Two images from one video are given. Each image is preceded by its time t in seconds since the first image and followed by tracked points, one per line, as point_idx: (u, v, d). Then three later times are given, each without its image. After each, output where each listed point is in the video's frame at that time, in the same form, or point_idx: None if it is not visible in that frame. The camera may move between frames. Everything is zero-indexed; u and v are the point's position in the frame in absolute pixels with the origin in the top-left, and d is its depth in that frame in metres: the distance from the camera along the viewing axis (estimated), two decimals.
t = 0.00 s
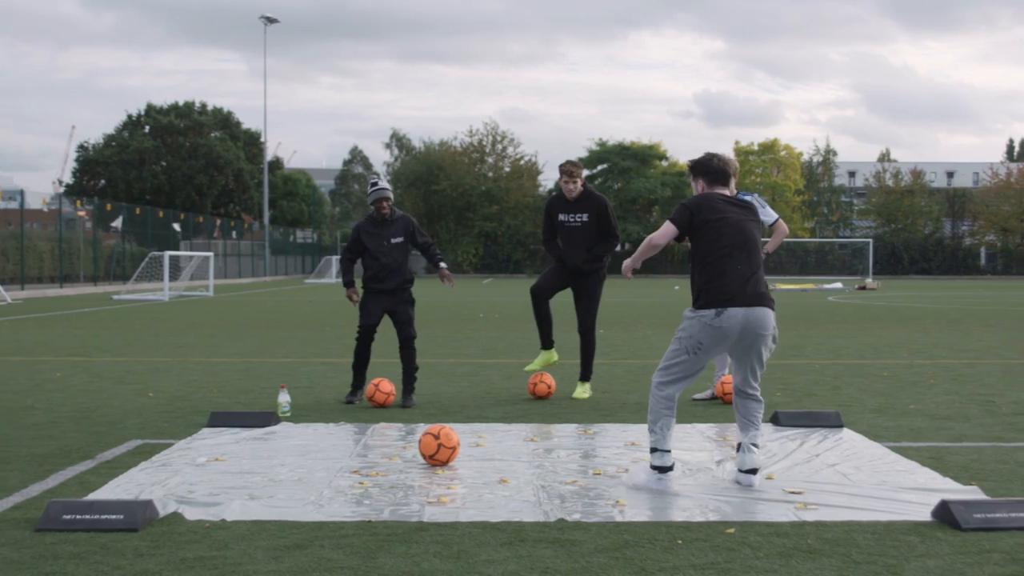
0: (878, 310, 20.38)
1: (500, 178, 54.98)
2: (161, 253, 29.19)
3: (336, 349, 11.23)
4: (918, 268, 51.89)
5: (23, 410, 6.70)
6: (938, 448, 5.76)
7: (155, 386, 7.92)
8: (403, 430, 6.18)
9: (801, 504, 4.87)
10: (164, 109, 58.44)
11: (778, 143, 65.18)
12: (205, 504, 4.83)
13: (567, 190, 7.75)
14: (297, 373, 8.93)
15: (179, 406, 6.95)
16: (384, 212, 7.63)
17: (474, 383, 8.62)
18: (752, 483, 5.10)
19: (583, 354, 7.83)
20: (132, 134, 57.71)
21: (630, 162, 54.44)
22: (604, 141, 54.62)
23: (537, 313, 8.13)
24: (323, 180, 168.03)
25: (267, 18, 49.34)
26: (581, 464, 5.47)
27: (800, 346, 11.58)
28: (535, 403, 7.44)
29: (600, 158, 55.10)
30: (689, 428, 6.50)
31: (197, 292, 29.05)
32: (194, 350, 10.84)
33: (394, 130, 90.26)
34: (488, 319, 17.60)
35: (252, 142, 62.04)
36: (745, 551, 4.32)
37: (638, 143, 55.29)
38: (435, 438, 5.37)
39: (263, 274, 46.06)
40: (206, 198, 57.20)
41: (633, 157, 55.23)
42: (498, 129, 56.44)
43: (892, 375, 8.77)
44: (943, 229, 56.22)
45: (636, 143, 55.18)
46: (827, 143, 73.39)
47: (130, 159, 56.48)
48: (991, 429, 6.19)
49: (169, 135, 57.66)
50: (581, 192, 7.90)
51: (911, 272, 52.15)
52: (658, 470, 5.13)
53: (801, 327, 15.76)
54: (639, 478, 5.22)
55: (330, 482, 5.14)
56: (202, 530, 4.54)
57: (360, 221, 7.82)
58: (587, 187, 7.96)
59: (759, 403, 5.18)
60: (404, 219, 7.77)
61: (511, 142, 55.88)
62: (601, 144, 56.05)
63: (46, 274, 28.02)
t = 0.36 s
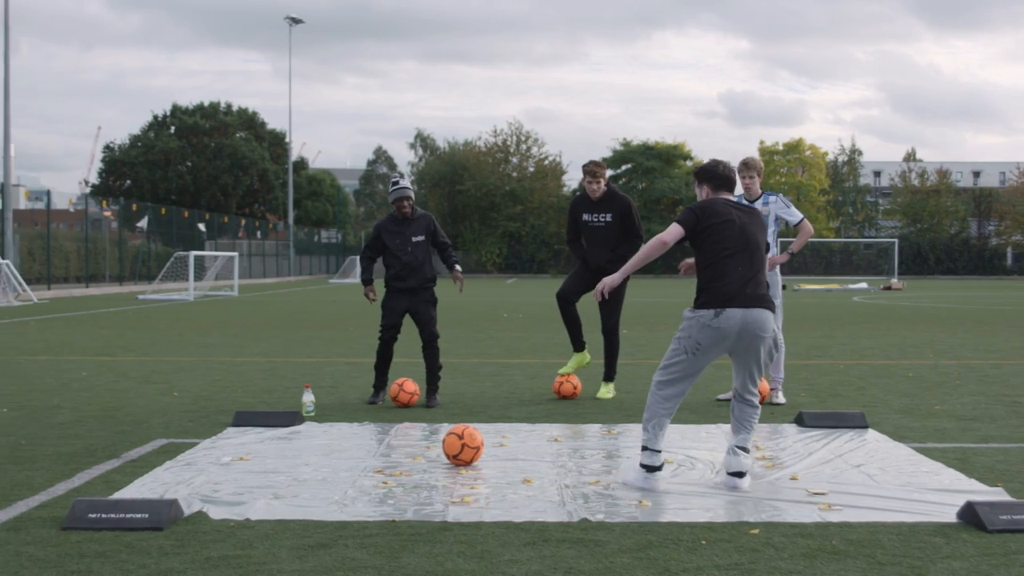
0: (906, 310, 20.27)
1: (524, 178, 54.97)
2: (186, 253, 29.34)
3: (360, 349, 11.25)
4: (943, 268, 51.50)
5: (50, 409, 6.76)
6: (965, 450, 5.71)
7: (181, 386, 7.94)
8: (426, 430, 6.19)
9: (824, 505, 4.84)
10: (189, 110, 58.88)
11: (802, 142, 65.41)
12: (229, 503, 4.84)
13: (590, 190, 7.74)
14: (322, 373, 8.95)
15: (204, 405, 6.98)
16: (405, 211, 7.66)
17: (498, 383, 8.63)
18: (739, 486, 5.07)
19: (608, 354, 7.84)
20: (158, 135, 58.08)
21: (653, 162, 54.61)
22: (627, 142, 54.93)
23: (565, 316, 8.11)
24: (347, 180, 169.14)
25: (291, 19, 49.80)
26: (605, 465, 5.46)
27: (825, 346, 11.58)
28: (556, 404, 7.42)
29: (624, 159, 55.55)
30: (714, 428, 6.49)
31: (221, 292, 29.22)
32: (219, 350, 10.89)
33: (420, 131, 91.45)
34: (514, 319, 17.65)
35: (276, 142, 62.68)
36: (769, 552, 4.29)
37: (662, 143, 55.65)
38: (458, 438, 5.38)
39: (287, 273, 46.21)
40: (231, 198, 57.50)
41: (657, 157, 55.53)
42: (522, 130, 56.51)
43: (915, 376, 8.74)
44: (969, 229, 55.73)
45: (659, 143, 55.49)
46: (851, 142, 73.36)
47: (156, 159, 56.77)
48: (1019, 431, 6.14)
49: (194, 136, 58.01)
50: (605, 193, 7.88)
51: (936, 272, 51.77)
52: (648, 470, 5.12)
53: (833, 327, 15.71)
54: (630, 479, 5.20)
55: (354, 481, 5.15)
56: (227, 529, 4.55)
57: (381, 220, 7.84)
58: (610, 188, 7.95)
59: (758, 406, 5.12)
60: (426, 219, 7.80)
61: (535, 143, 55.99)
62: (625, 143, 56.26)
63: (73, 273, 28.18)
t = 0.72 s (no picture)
0: (916, 309, 20.26)
1: (534, 178, 54.97)
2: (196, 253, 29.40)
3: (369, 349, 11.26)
4: (953, 269, 51.38)
5: (59, 408, 6.78)
6: (974, 450, 5.70)
7: (190, 385, 7.93)
8: (435, 430, 6.20)
9: (834, 506, 4.83)
10: (199, 110, 59.01)
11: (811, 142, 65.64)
12: (238, 503, 4.84)
13: (600, 188, 7.74)
14: (331, 373, 8.95)
15: (213, 405, 6.99)
16: (411, 211, 7.65)
17: (506, 383, 8.64)
18: (731, 485, 5.08)
19: (616, 354, 7.86)
20: (168, 135, 58.23)
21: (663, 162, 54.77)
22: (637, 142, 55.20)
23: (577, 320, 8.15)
24: (358, 180, 169.55)
25: (302, 19, 49.93)
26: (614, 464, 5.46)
27: (835, 347, 11.59)
28: (564, 404, 7.42)
29: (633, 158, 55.83)
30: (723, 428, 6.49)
31: (231, 292, 29.29)
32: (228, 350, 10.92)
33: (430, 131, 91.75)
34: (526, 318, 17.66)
35: (286, 142, 62.66)
36: (778, 553, 4.28)
37: (672, 143, 55.91)
38: (467, 438, 5.38)
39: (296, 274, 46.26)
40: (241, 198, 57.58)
41: (667, 157, 55.71)
42: (532, 129, 56.49)
43: (924, 377, 8.74)
44: (979, 229, 55.56)
45: (669, 143, 55.77)
46: (862, 142, 73.26)
47: (166, 159, 56.95)
48: None
49: (204, 136, 58.13)
50: (614, 192, 7.87)
51: (947, 272, 51.66)
52: (633, 469, 5.16)
53: (845, 326, 15.68)
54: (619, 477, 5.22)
55: (363, 481, 5.14)
56: (235, 529, 4.55)
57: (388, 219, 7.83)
58: (620, 187, 7.93)
59: (743, 406, 5.13)
60: (432, 218, 7.80)
61: (545, 143, 55.98)
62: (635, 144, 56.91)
63: (82, 273, 28.22)
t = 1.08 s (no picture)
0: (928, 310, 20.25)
1: (543, 178, 54.77)
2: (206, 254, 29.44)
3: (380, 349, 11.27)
4: (964, 269, 51.28)
5: (70, 408, 6.80)
6: (985, 452, 5.68)
7: (200, 385, 7.94)
8: (445, 430, 6.20)
9: (844, 506, 4.82)
10: (209, 110, 59.11)
11: (822, 142, 65.79)
12: (249, 502, 4.85)
13: (610, 188, 7.74)
14: (342, 373, 8.96)
15: (223, 405, 7.00)
16: (421, 211, 7.65)
17: (516, 383, 8.65)
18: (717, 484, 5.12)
19: (626, 354, 7.88)
20: (178, 135, 58.37)
21: (673, 162, 54.94)
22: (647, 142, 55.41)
23: (584, 319, 8.19)
24: (368, 180, 169.86)
25: (312, 19, 49.97)
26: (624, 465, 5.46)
27: (846, 347, 11.59)
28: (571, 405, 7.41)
29: (644, 158, 56.07)
30: (734, 428, 6.49)
31: (242, 292, 29.35)
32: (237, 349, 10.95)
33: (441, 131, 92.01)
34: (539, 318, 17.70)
35: (296, 142, 62.74)
36: (790, 553, 4.28)
37: (682, 143, 56.11)
38: (478, 438, 5.39)
39: (307, 274, 46.31)
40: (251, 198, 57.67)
41: (677, 157, 55.91)
42: (542, 130, 56.48)
43: (934, 376, 8.75)
44: (990, 229, 55.39)
45: (680, 143, 55.99)
46: (872, 142, 73.17)
47: (176, 159, 57.05)
48: None
49: (214, 136, 58.23)
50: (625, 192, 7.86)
51: (957, 272, 51.56)
52: (644, 468, 5.18)
53: (858, 326, 15.68)
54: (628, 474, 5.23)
55: (373, 481, 5.15)
56: (247, 529, 4.56)
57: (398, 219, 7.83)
58: (631, 187, 7.92)
59: (725, 405, 5.19)
60: (442, 218, 7.80)
61: (555, 143, 56.00)
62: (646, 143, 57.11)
63: (93, 273, 28.29)
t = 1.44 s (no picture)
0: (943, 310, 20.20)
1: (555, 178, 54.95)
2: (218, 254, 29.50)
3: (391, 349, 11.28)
4: (976, 269, 51.24)
5: (81, 408, 6.81)
6: (997, 452, 5.67)
7: (211, 385, 7.94)
8: (455, 431, 6.20)
9: (855, 507, 4.81)
10: (221, 110, 59.19)
11: (833, 143, 65.99)
12: (261, 502, 4.85)
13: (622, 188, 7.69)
14: (353, 373, 8.97)
15: (234, 404, 7.01)
16: (435, 210, 7.68)
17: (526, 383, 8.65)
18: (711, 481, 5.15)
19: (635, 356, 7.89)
20: (189, 135, 58.51)
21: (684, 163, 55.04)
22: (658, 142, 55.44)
23: (591, 313, 8.32)
24: (379, 181, 170.21)
25: (323, 19, 50.04)
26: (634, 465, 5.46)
27: (859, 347, 11.58)
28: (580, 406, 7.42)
29: (654, 158, 56.13)
30: (744, 428, 6.49)
31: (254, 292, 29.43)
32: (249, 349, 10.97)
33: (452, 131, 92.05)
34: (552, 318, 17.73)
35: (307, 142, 62.80)
36: (801, 554, 4.27)
37: (693, 143, 56.22)
38: (489, 439, 5.40)
39: (318, 274, 46.37)
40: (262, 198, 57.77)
41: (688, 157, 56.02)
42: (553, 130, 56.51)
43: (946, 377, 8.75)
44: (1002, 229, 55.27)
45: (691, 143, 56.05)
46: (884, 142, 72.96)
47: (188, 160, 57.17)
48: None
49: (225, 136, 58.34)
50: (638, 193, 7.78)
51: (969, 272, 51.54)
52: (662, 448, 5.13)
53: (872, 326, 15.69)
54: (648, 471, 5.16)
55: (384, 481, 5.16)
56: (258, 528, 4.56)
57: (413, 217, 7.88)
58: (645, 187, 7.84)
59: (716, 405, 5.24)
60: (456, 218, 7.81)
61: (566, 143, 56.07)
62: (656, 144, 57.14)
63: (105, 273, 28.37)
